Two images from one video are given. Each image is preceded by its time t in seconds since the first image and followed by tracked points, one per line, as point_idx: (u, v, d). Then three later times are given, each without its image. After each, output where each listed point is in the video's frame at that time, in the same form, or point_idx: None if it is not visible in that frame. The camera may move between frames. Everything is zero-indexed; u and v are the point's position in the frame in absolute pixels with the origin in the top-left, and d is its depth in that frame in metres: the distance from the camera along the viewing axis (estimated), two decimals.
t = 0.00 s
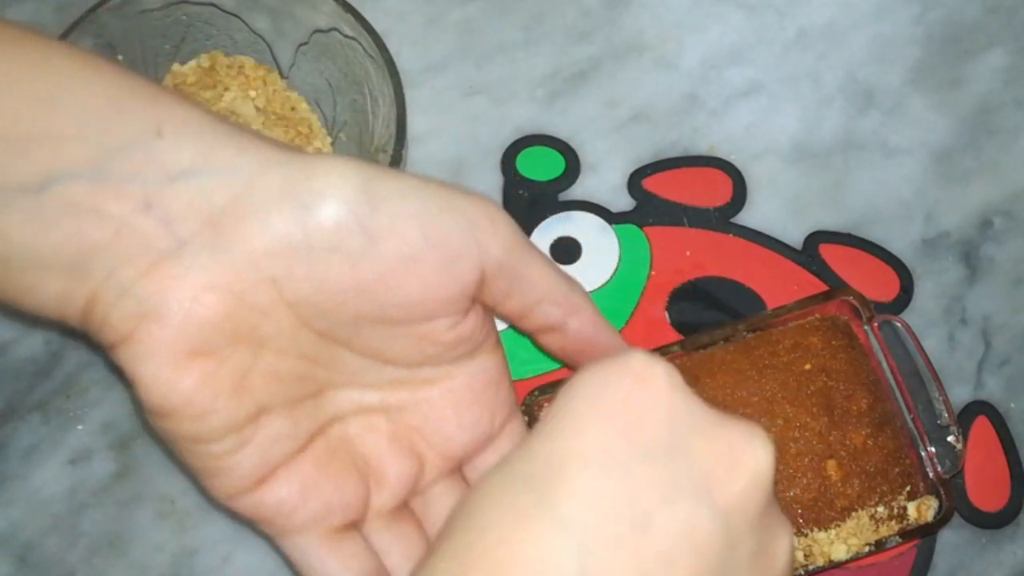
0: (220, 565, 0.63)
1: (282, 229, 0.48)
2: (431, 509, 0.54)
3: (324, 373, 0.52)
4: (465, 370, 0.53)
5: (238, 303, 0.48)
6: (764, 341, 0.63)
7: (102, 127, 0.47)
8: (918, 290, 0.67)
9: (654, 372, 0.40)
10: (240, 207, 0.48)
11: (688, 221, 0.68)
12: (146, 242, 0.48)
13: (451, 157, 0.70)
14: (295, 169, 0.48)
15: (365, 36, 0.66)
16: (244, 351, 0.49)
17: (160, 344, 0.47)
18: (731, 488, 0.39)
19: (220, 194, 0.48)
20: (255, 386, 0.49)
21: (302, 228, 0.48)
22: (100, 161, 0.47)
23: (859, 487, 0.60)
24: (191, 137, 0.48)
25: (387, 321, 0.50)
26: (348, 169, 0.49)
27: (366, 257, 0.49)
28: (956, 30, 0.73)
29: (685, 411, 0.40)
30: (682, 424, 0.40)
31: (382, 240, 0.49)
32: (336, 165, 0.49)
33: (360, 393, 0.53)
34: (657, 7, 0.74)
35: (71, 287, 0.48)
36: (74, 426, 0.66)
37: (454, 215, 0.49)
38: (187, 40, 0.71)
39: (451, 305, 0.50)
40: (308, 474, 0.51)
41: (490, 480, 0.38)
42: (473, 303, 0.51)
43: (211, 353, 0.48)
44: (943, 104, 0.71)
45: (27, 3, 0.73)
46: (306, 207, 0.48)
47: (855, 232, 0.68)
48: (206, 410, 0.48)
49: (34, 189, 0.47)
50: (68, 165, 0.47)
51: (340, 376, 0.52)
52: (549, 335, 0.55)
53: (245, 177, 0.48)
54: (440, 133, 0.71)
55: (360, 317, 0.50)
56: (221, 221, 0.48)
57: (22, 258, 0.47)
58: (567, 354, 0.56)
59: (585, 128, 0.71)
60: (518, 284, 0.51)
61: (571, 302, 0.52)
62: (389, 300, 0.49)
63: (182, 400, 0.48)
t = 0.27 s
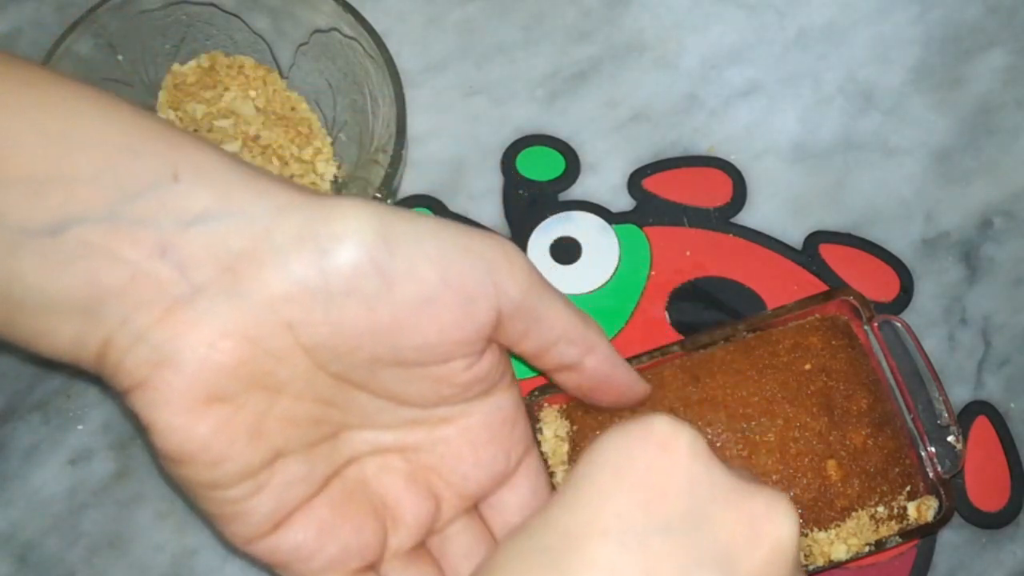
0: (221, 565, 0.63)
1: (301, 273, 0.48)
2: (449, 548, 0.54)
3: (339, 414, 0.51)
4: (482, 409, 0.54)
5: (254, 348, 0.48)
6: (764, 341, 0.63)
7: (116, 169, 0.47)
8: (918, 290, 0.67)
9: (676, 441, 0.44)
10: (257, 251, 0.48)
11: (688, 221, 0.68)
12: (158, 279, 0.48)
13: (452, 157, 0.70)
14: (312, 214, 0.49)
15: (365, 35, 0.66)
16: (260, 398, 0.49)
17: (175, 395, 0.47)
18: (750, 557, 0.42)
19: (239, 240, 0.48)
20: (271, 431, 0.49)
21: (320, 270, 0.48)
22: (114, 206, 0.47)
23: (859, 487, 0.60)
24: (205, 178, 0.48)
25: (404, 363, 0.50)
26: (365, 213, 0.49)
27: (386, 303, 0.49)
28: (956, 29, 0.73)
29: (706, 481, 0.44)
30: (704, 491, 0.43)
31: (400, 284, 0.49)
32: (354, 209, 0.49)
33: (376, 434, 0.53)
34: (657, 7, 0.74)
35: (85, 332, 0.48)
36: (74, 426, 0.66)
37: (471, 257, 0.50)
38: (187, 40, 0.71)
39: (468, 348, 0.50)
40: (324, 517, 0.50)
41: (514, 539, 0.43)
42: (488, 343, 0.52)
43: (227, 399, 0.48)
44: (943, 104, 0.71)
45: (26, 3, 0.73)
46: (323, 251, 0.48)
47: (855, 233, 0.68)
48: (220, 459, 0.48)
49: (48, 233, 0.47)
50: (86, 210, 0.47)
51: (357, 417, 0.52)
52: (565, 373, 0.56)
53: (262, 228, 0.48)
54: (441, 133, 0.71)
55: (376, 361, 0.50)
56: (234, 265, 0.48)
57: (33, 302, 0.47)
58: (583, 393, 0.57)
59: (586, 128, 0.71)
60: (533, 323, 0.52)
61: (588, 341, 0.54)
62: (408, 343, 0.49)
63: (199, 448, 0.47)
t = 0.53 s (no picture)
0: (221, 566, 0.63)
1: (296, 295, 0.48)
2: (459, 565, 0.56)
3: (340, 437, 0.51)
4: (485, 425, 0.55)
5: (253, 373, 0.48)
6: (764, 341, 0.63)
7: (114, 196, 0.47)
8: (918, 290, 0.67)
9: (679, 460, 0.46)
10: (253, 273, 0.48)
11: (688, 222, 0.68)
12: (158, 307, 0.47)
13: (452, 157, 0.70)
14: (307, 237, 0.48)
15: (365, 35, 0.66)
16: (261, 424, 0.49)
17: (176, 423, 0.47)
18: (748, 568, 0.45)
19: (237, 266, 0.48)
20: (273, 455, 0.49)
21: (316, 293, 0.48)
22: (110, 230, 0.47)
23: (859, 487, 0.60)
24: (201, 205, 0.48)
25: (403, 383, 0.50)
26: (361, 234, 0.49)
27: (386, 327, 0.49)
28: (956, 29, 0.73)
29: (710, 494, 0.46)
30: (707, 509, 0.46)
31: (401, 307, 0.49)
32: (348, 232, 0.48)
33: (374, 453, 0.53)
34: (656, 7, 0.74)
35: (81, 359, 0.47)
36: (74, 426, 0.66)
37: (471, 278, 0.50)
38: (186, 40, 0.71)
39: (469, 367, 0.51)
40: (336, 542, 0.51)
41: (522, 554, 0.45)
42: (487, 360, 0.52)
43: (226, 425, 0.48)
44: (943, 104, 0.71)
45: (26, 3, 0.73)
46: (319, 274, 0.48)
47: (855, 233, 0.68)
48: (223, 486, 0.48)
49: (42, 259, 0.47)
50: (80, 236, 0.47)
51: (357, 436, 0.52)
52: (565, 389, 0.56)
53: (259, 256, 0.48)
54: (441, 133, 0.71)
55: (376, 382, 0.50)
56: (230, 290, 0.48)
57: (29, 328, 0.47)
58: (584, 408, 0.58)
59: (586, 128, 0.71)
60: (533, 340, 0.52)
61: (589, 357, 0.54)
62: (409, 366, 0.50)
63: (201, 475, 0.47)
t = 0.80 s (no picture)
0: (221, 565, 0.63)
1: (249, 245, 0.47)
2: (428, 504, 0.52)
3: (305, 385, 0.51)
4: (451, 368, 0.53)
5: (209, 323, 0.48)
6: (764, 341, 0.64)
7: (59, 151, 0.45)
8: (918, 290, 0.67)
9: (643, 374, 0.35)
10: (205, 224, 0.47)
11: (688, 221, 0.68)
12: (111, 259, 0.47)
13: (452, 157, 0.70)
14: (260, 187, 0.47)
15: (365, 35, 0.66)
16: (224, 372, 0.48)
17: (135, 377, 0.47)
18: (716, 479, 0.35)
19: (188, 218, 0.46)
20: (235, 405, 0.49)
21: (270, 242, 0.47)
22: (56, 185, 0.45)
23: (859, 487, 0.60)
24: (152, 156, 0.46)
25: (359, 331, 0.49)
26: (316, 183, 0.47)
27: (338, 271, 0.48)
28: (956, 30, 0.73)
29: (678, 409, 0.35)
30: (670, 420, 0.35)
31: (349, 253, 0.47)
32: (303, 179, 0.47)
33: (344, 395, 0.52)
34: (656, 6, 0.74)
35: (37, 316, 0.47)
36: (74, 426, 0.66)
37: (426, 225, 0.47)
38: (186, 40, 0.71)
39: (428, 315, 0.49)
40: (304, 486, 0.50)
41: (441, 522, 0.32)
42: (449, 308, 0.50)
43: (187, 376, 0.48)
44: (943, 104, 0.71)
45: (26, 3, 0.73)
46: (272, 223, 0.47)
47: (854, 233, 0.68)
48: (186, 437, 0.48)
49: None
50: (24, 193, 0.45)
51: (322, 385, 0.51)
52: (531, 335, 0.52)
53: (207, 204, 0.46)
54: (440, 133, 0.71)
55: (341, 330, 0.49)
56: (186, 243, 0.47)
57: None
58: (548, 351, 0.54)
59: (585, 128, 0.71)
60: (493, 289, 0.49)
61: (552, 302, 0.49)
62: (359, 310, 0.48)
63: (163, 427, 0.47)
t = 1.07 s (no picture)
0: (220, 565, 0.63)
1: (227, 195, 0.49)
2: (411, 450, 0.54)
3: (287, 334, 0.53)
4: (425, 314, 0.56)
5: (191, 274, 0.49)
6: (764, 341, 0.63)
7: (34, 103, 0.47)
8: (918, 290, 0.67)
9: (603, 260, 0.40)
10: (179, 176, 0.49)
11: (688, 221, 0.68)
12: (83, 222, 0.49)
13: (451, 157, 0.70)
14: (233, 137, 0.49)
15: (365, 35, 0.66)
16: (204, 322, 0.50)
17: (115, 327, 0.49)
18: (679, 362, 0.39)
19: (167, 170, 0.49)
20: (216, 354, 0.51)
21: (247, 191, 0.49)
22: (32, 140, 0.48)
23: (860, 487, 0.60)
24: (127, 110, 0.48)
25: (340, 278, 0.51)
26: (287, 131, 0.49)
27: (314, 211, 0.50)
28: (956, 30, 0.73)
29: (634, 286, 0.40)
30: (629, 297, 0.39)
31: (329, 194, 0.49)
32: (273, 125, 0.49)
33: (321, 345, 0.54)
34: (656, 6, 0.74)
35: (18, 273, 0.49)
36: (74, 426, 0.66)
37: (400, 169, 0.50)
38: (186, 40, 0.71)
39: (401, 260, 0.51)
40: (291, 433, 0.52)
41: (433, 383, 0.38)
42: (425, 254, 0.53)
43: (169, 327, 0.49)
44: (943, 104, 0.71)
45: (26, 3, 0.73)
46: (248, 173, 0.49)
47: (854, 232, 0.68)
48: (172, 388, 0.50)
49: None
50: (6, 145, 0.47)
51: (305, 333, 0.54)
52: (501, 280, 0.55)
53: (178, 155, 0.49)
54: (440, 133, 0.71)
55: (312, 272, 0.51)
56: (159, 194, 0.49)
57: None
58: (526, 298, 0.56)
59: (586, 128, 0.71)
60: (465, 231, 0.52)
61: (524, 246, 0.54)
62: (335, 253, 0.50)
63: (149, 378, 0.49)
